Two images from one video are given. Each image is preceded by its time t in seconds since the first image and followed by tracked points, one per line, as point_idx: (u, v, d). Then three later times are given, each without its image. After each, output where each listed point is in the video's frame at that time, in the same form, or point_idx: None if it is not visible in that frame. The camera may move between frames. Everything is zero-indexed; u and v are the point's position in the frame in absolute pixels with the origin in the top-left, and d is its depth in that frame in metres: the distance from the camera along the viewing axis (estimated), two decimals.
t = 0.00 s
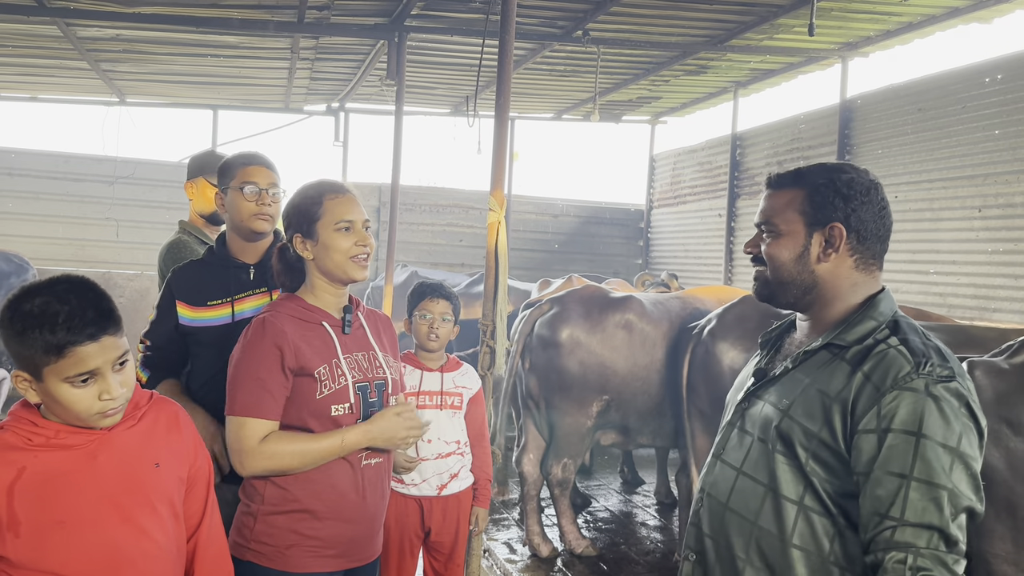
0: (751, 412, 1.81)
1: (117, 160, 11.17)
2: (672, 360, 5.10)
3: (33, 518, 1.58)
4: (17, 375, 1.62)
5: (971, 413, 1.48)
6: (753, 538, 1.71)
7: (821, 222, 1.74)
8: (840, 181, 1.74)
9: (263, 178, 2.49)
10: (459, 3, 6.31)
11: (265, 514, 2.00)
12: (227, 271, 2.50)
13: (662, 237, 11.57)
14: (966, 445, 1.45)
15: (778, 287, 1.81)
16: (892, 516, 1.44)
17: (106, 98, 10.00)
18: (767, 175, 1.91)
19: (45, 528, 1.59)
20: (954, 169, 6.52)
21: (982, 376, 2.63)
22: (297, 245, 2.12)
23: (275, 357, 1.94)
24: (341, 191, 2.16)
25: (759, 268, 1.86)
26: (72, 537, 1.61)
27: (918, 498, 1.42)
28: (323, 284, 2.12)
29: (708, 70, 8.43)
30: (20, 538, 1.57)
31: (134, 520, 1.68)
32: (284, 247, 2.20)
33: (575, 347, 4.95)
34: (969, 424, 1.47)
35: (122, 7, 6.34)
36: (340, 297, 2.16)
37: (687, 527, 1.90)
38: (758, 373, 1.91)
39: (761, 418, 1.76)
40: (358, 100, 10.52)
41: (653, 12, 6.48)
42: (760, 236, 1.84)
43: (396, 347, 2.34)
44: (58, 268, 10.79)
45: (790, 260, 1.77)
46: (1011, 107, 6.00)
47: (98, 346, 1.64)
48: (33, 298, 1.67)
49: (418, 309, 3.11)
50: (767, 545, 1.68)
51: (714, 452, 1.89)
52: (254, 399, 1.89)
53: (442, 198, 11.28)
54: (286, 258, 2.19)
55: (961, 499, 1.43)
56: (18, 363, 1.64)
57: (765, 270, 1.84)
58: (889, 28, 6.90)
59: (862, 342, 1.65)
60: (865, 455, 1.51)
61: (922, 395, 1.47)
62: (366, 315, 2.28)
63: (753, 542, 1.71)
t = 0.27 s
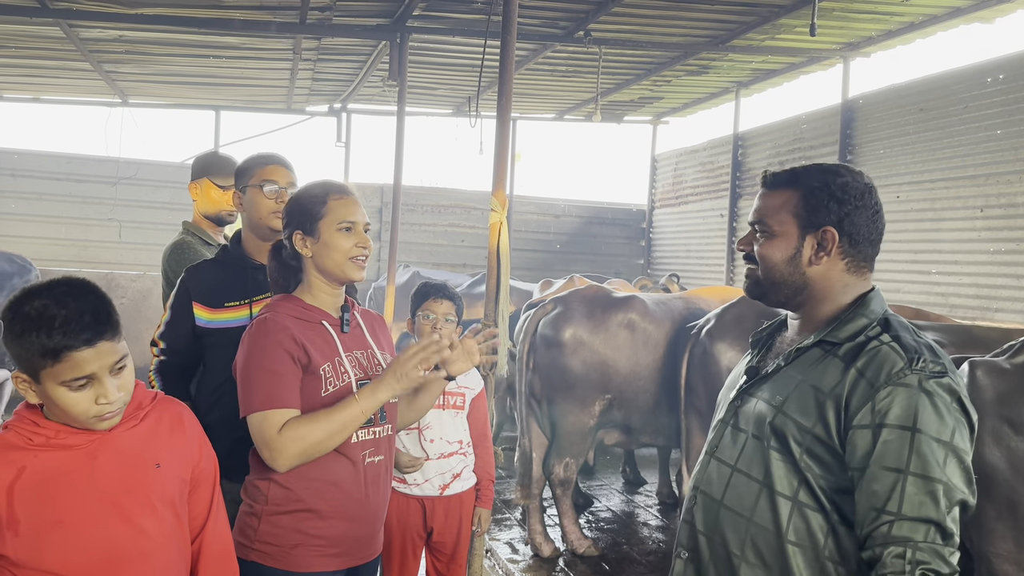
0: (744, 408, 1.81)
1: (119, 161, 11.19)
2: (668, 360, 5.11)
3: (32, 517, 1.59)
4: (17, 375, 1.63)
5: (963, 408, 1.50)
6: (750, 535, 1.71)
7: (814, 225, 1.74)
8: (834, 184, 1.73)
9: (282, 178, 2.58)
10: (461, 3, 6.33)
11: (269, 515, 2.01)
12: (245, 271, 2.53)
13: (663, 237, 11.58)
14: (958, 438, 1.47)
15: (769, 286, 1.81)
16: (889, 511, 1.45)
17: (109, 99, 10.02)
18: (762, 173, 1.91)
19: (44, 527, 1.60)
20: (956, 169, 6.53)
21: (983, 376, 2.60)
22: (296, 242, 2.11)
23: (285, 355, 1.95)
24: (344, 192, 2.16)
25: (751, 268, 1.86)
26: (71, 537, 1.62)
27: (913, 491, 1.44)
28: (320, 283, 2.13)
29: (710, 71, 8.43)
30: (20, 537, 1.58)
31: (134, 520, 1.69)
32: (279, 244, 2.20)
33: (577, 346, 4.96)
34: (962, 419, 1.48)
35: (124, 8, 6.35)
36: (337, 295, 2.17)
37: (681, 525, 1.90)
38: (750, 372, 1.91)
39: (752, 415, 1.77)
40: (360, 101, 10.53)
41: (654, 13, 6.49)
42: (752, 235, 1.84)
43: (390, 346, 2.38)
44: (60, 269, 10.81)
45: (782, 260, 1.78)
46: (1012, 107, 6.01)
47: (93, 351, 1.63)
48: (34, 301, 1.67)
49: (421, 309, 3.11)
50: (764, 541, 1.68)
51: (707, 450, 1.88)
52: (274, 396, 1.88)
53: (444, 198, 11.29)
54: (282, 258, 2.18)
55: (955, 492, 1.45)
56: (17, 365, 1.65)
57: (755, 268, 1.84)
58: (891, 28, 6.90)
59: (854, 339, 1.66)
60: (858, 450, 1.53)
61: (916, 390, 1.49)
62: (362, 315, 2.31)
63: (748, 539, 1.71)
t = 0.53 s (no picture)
0: (749, 409, 1.82)
1: (122, 162, 11.21)
2: (668, 360, 5.09)
3: (33, 516, 1.60)
4: (19, 377, 1.61)
5: (967, 406, 1.49)
6: (752, 534, 1.71)
7: (822, 230, 1.72)
8: (842, 188, 1.71)
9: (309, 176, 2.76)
10: (462, 4, 6.33)
11: (277, 515, 2.01)
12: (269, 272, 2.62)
13: (665, 238, 11.57)
14: (962, 436, 1.46)
15: (775, 288, 1.80)
16: (889, 511, 1.44)
17: (111, 100, 10.04)
18: (768, 169, 1.89)
19: (45, 527, 1.60)
20: (958, 169, 6.52)
21: (986, 376, 2.66)
22: (295, 242, 2.13)
23: (293, 355, 1.96)
24: (344, 195, 2.17)
25: (755, 270, 1.85)
26: (73, 537, 1.62)
27: (913, 490, 1.43)
28: (318, 284, 2.14)
29: (712, 71, 8.43)
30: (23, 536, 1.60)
31: (135, 520, 1.69)
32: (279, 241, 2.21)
33: (580, 347, 4.97)
34: (965, 417, 1.48)
35: (126, 9, 6.36)
36: (334, 296, 2.18)
37: (686, 526, 1.92)
38: (755, 372, 1.91)
39: (756, 415, 1.78)
40: (362, 102, 10.53)
41: (656, 13, 6.49)
42: (758, 236, 1.83)
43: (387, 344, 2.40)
44: (63, 269, 10.83)
45: (788, 263, 1.77)
46: (1014, 107, 6.00)
47: (91, 374, 1.59)
48: (44, 306, 1.62)
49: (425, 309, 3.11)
50: (765, 541, 1.68)
51: (714, 450, 1.90)
52: (285, 397, 1.89)
53: (446, 199, 11.30)
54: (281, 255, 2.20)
55: (958, 492, 1.44)
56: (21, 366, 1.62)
57: (760, 269, 1.83)
58: (893, 28, 6.89)
59: (856, 337, 1.65)
60: (860, 449, 1.52)
61: (917, 387, 1.49)
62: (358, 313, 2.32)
63: (749, 540, 1.72)
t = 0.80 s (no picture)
0: (756, 411, 1.83)
1: (124, 162, 11.22)
2: (669, 360, 5.07)
3: (42, 517, 1.60)
4: (28, 381, 1.60)
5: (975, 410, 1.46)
6: (755, 537, 1.72)
7: (831, 229, 1.72)
8: (849, 183, 1.71)
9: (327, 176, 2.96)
10: (464, 4, 6.33)
11: (277, 515, 2.01)
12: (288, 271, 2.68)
13: (667, 238, 11.57)
14: (966, 441, 1.44)
15: (787, 293, 1.79)
16: (889, 517, 1.43)
17: (113, 101, 10.05)
18: (773, 171, 1.89)
19: (53, 527, 1.60)
20: (960, 168, 6.51)
21: (989, 376, 2.80)
22: (293, 244, 2.15)
23: (295, 358, 1.96)
24: (341, 197, 2.18)
25: (767, 276, 1.85)
26: (79, 536, 1.62)
27: (914, 496, 1.42)
28: (317, 285, 2.15)
29: (714, 70, 8.43)
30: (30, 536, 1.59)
31: (142, 520, 1.70)
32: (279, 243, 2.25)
33: (582, 347, 4.97)
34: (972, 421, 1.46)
35: (128, 10, 6.37)
36: (333, 297, 2.19)
37: (692, 527, 1.93)
38: (766, 374, 1.91)
39: (763, 416, 1.78)
40: (363, 102, 10.53)
41: (658, 13, 6.48)
42: (767, 241, 1.83)
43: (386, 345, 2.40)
44: (65, 270, 10.84)
45: (801, 266, 1.76)
46: (1017, 107, 5.99)
47: (103, 382, 1.59)
48: (58, 311, 1.62)
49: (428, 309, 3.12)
50: (768, 543, 1.69)
51: (722, 452, 1.92)
52: (285, 401, 1.88)
53: (448, 199, 11.30)
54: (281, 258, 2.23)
55: (961, 498, 1.42)
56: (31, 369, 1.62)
57: (772, 275, 1.83)
58: (895, 28, 6.88)
59: (863, 338, 1.65)
60: (861, 452, 1.51)
61: (920, 390, 1.47)
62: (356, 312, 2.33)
63: (750, 542, 1.72)
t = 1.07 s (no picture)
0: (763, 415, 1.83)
1: (125, 163, 11.23)
2: (669, 360, 5.05)
3: (55, 517, 1.59)
4: (38, 379, 1.63)
5: (973, 413, 1.43)
6: (758, 541, 1.72)
7: (835, 230, 1.71)
8: (853, 183, 1.69)
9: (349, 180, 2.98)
10: (465, 4, 6.33)
11: (281, 516, 2.01)
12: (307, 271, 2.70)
13: (668, 238, 11.56)
14: (961, 445, 1.41)
15: (793, 293, 1.79)
16: (878, 523, 1.41)
17: (115, 102, 10.06)
18: (779, 170, 1.88)
19: (66, 527, 1.60)
20: (962, 168, 6.50)
21: (992, 376, 2.86)
22: (294, 244, 2.15)
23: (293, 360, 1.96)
24: (340, 196, 2.18)
25: (775, 281, 1.85)
26: (90, 536, 1.62)
27: (903, 502, 1.39)
28: (318, 284, 2.16)
29: (715, 70, 8.42)
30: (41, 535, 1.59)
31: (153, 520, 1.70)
32: (280, 243, 2.26)
33: (584, 347, 4.96)
34: (968, 424, 1.42)
35: (129, 11, 6.37)
36: (334, 296, 2.20)
37: (701, 532, 1.94)
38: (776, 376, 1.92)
39: (767, 420, 1.79)
40: (364, 102, 10.53)
41: (659, 13, 6.47)
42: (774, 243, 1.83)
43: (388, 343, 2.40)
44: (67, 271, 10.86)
45: (806, 267, 1.75)
46: (1018, 107, 5.98)
47: (112, 369, 1.62)
48: (63, 306, 1.66)
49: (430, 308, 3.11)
50: (771, 548, 1.68)
51: (733, 456, 1.92)
52: (280, 404, 1.89)
53: (449, 199, 11.30)
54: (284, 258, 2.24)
55: (953, 506, 1.39)
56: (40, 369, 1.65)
57: (780, 279, 1.83)
58: (897, 27, 6.87)
59: (863, 338, 1.64)
60: (855, 456, 1.49)
61: (912, 392, 1.45)
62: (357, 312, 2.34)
63: (753, 547, 1.73)
